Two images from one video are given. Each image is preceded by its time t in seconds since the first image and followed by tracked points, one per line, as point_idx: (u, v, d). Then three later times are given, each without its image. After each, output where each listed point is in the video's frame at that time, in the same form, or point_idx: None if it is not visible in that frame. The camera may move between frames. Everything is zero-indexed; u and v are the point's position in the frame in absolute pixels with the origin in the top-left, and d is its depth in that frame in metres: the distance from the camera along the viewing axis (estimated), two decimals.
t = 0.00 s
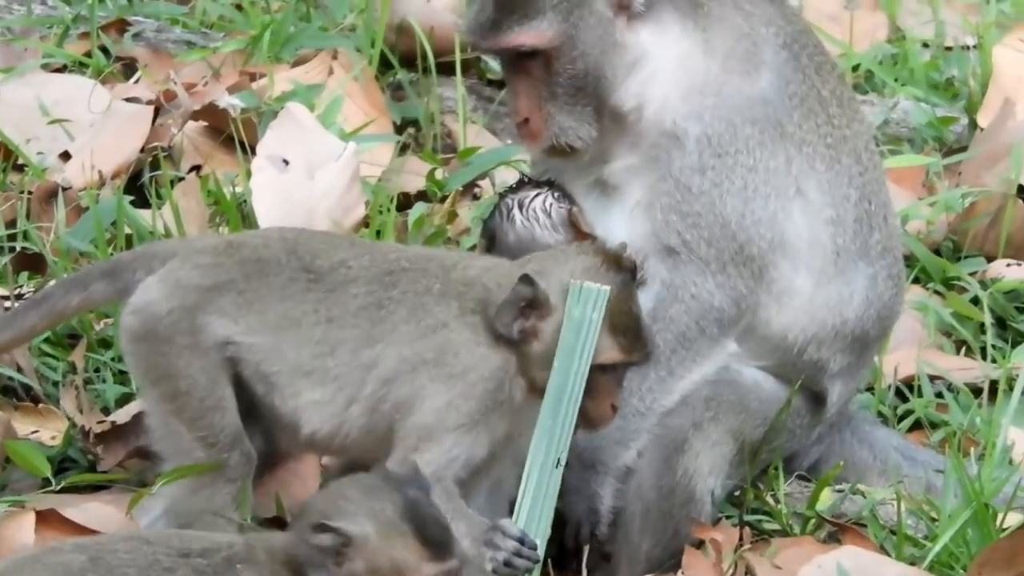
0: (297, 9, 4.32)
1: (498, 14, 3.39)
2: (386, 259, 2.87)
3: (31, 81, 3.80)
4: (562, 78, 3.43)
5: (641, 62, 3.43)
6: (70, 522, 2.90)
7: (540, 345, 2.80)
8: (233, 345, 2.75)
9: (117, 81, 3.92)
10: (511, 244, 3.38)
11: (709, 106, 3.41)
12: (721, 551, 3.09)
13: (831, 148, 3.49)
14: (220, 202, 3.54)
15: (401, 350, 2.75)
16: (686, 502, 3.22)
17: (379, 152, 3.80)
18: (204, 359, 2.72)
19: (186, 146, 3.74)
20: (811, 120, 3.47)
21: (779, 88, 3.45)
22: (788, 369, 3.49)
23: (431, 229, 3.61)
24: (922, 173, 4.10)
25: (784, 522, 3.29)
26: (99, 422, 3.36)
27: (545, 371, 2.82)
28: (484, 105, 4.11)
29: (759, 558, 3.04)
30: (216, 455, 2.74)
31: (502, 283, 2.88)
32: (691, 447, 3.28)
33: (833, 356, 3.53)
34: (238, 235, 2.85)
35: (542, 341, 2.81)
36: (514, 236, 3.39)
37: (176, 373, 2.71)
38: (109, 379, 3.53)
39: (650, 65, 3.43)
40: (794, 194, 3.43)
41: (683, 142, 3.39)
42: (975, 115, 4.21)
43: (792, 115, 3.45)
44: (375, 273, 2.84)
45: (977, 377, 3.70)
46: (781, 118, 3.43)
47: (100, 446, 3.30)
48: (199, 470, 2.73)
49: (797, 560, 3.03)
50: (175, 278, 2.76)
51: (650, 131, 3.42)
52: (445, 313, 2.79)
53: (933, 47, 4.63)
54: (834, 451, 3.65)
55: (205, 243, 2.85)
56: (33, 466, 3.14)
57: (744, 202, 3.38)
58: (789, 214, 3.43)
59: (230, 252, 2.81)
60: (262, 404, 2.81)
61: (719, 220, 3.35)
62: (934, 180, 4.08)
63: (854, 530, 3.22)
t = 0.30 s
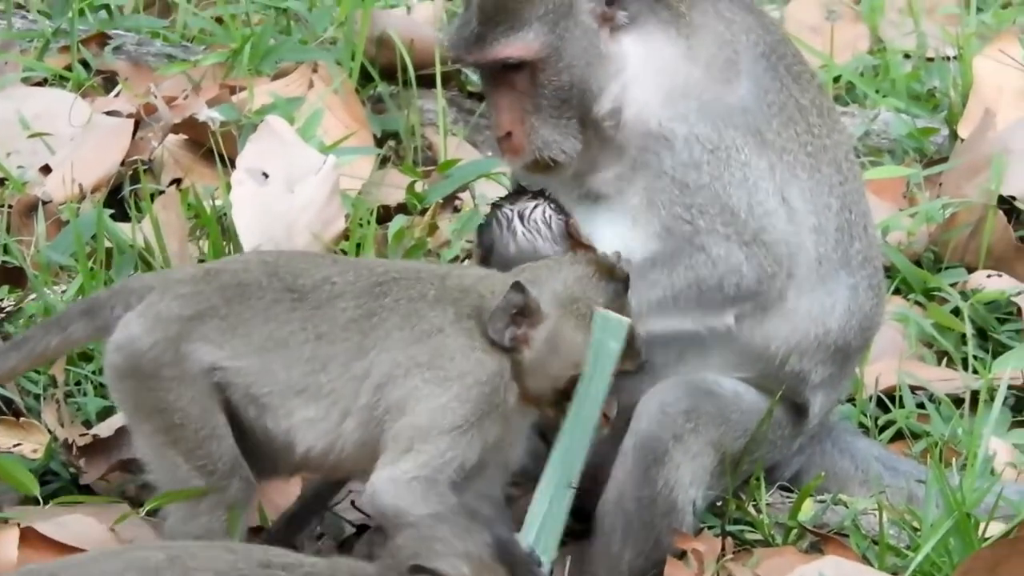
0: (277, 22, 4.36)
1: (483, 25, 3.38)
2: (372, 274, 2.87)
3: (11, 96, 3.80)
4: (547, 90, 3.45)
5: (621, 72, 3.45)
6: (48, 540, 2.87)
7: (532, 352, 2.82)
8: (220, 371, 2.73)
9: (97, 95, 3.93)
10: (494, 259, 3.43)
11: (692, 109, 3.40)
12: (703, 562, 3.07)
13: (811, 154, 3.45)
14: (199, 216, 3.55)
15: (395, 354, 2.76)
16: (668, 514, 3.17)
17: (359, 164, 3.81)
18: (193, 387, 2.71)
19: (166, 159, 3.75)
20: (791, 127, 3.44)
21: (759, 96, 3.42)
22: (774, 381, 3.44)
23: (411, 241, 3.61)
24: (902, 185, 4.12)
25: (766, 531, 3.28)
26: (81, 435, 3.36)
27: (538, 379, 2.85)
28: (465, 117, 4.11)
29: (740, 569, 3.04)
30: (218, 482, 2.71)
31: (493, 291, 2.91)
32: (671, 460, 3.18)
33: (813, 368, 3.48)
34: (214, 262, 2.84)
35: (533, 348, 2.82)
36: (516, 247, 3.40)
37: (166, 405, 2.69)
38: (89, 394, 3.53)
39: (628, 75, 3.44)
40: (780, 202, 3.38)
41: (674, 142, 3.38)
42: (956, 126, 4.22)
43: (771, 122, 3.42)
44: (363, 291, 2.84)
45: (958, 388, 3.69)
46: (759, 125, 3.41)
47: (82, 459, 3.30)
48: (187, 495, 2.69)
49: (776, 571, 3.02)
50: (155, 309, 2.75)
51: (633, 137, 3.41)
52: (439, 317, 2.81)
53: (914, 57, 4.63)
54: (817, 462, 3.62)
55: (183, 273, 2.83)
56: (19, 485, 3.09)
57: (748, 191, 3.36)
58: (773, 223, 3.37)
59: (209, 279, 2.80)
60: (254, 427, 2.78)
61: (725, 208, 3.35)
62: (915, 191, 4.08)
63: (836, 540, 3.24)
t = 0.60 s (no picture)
0: (264, 31, 4.38)
1: (462, 34, 3.53)
2: (375, 294, 2.95)
3: None
4: (525, 99, 3.57)
5: (600, 71, 3.49)
6: (37, 555, 2.83)
7: (535, 372, 2.95)
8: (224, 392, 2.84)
9: (84, 104, 3.94)
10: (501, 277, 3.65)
11: (659, 100, 3.42)
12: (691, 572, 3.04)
13: (782, 162, 3.41)
14: (186, 225, 3.54)
15: (407, 392, 2.85)
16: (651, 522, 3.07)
17: (346, 174, 3.82)
18: (193, 403, 2.81)
19: (153, 169, 3.76)
20: (764, 132, 3.42)
21: (734, 101, 3.42)
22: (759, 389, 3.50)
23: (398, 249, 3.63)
24: (890, 192, 4.13)
25: (752, 541, 3.21)
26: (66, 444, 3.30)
27: (545, 401, 2.98)
28: (451, 126, 4.12)
29: None
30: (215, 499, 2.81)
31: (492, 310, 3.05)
32: (655, 467, 3.12)
33: (801, 375, 3.42)
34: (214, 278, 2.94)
35: (537, 368, 2.95)
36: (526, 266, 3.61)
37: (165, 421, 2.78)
38: (76, 403, 3.48)
39: (604, 71, 3.48)
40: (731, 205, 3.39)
41: (632, 119, 3.42)
42: (944, 134, 4.22)
43: (738, 129, 3.41)
44: (363, 306, 2.92)
45: (946, 396, 3.68)
46: (724, 128, 3.41)
47: (69, 469, 3.23)
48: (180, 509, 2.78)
49: None
50: (159, 325, 2.85)
51: (604, 116, 3.48)
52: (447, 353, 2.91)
53: (902, 65, 4.64)
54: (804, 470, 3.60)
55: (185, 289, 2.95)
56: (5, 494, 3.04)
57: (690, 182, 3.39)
58: (712, 223, 3.40)
59: (211, 294, 2.91)
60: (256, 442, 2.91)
61: (660, 185, 3.39)
62: (902, 199, 4.09)
63: (824, 549, 3.19)
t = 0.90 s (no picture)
0: (254, 31, 4.38)
1: (425, 50, 3.58)
2: (444, 330, 2.70)
3: None
4: (491, 110, 3.57)
5: (579, 78, 3.48)
6: (20, 557, 2.84)
7: (582, 437, 2.54)
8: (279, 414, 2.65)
9: (75, 105, 3.95)
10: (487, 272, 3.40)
11: (654, 102, 3.43)
12: None
13: (774, 160, 3.47)
14: (175, 226, 3.58)
15: (461, 442, 2.55)
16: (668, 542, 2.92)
17: (336, 174, 3.86)
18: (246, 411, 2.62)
19: (143, 169, 3.78)
20: (756, 130, 3.47)
21: (724, 99, 3.46)
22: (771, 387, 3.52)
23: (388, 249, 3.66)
24: (880, 193, 4.14)
25: (743, 541, 3.18)
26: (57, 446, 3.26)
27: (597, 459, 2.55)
28: (442, 126, 4.14)
29: None
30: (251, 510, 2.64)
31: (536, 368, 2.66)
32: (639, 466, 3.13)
33: (791, 376, 3.51)
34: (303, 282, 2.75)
35: (584, 433, 2.54)
36: (516, 262, 3.40)
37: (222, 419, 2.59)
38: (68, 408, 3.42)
39: (584, 80, 3.47)
40: (732, 207, 3.43)
41: (631, 127, 3.40)
42: (934, 134, 4.23)
43: (731, 127, 3.45)
44: (430, 337, 2.68)
45: (936, 397, 3.68)
46: (719, 128, 3.44)
47: (57, 470, 3.20)
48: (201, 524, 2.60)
49: None
50: (235, 322, 2.68)
51: (592, 126, 3.44)
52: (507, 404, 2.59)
53: (894, 65, 4.64)
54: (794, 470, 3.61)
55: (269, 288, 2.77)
56: None
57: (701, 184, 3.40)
58: (722, 225, 3.42)
59: (291, 299, 2.72)
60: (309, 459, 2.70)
61: (676, 193, 3.37)
62: (893, 200, 4.10)
63: (814, 549, 3.21)
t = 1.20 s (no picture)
0: (242, 32, 4.38)
1: (412, 52, 3.61)
2: (495, 341, 2.79)
3: None
4: (473, 113, 3.58)
5: (570, 82, 3.51)
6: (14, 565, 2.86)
7: (652, 438, 2.70)
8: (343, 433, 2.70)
9: (62, 106, 3.95)
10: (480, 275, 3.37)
11: (649, 113, 3.45)
12: None
13: (772, 160, 3.48)
14: (163, 227, 3.60)
15: (508, 443, 2.69)
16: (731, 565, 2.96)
17: (325, 175, 3.89)
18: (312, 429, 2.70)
19: (131, 170, 3.79)
20: (753, 130, 3.48)
21: (718, 101, 3.47)
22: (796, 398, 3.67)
23: (376, 250, 3.72)
24: (868, 194, 4.14)
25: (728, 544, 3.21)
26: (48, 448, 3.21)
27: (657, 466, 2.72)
28: (431, 127, 4.16)
29: None
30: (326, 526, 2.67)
31: (605, 369, 2.77)
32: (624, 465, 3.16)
33: (780, 377, 3.53)
34: (356, 308, 2.82)
35: (652, 434, 2.70)
36: (509, 268, 3.37)
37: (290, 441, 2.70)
38: (54, 406, 3.32)
39: (579, 81, 3.50)
40: (737, 209, 3.43)
41: (630, 146, 3.44)
42: (922, 135, 4.24)
43: (729, 128, 3.46)
44: (479, 352, 2.77)
45: (924, 397, 3.68)
46: (718, 128, 3.45)
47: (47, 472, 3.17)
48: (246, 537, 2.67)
49: None
50: (294, 345, 2.77)
51: (592, 143, 3.47)
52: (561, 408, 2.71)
53: (883, 66, 4.65)
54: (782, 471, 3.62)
55: (327, 312, 2.84)
56: None
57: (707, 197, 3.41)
58: (735, 233, 3.43)
59: (347, 324, 2.79)
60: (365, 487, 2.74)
61: (685, 211, 3.40)
62: (881, 200, 4.11)
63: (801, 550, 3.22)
